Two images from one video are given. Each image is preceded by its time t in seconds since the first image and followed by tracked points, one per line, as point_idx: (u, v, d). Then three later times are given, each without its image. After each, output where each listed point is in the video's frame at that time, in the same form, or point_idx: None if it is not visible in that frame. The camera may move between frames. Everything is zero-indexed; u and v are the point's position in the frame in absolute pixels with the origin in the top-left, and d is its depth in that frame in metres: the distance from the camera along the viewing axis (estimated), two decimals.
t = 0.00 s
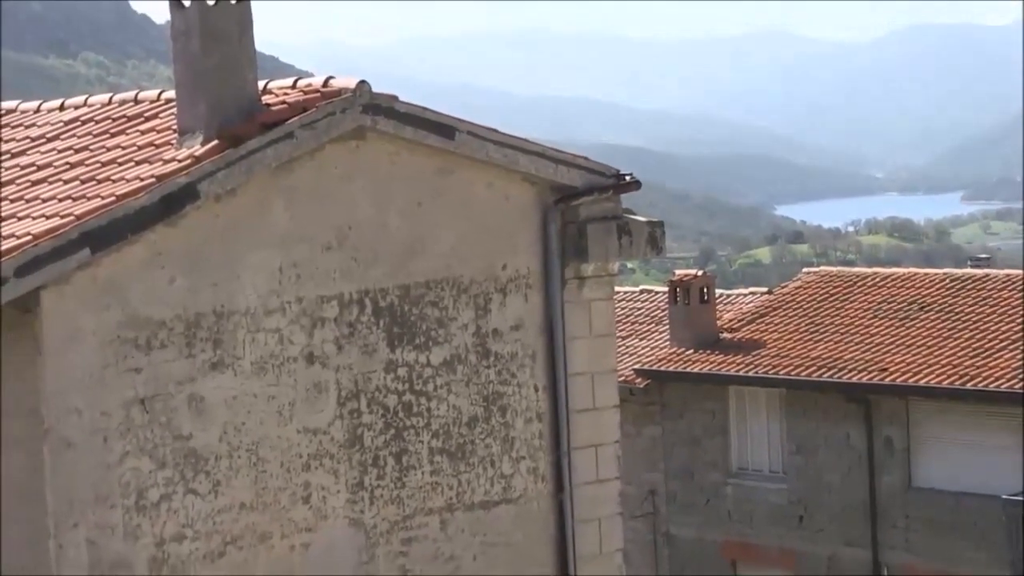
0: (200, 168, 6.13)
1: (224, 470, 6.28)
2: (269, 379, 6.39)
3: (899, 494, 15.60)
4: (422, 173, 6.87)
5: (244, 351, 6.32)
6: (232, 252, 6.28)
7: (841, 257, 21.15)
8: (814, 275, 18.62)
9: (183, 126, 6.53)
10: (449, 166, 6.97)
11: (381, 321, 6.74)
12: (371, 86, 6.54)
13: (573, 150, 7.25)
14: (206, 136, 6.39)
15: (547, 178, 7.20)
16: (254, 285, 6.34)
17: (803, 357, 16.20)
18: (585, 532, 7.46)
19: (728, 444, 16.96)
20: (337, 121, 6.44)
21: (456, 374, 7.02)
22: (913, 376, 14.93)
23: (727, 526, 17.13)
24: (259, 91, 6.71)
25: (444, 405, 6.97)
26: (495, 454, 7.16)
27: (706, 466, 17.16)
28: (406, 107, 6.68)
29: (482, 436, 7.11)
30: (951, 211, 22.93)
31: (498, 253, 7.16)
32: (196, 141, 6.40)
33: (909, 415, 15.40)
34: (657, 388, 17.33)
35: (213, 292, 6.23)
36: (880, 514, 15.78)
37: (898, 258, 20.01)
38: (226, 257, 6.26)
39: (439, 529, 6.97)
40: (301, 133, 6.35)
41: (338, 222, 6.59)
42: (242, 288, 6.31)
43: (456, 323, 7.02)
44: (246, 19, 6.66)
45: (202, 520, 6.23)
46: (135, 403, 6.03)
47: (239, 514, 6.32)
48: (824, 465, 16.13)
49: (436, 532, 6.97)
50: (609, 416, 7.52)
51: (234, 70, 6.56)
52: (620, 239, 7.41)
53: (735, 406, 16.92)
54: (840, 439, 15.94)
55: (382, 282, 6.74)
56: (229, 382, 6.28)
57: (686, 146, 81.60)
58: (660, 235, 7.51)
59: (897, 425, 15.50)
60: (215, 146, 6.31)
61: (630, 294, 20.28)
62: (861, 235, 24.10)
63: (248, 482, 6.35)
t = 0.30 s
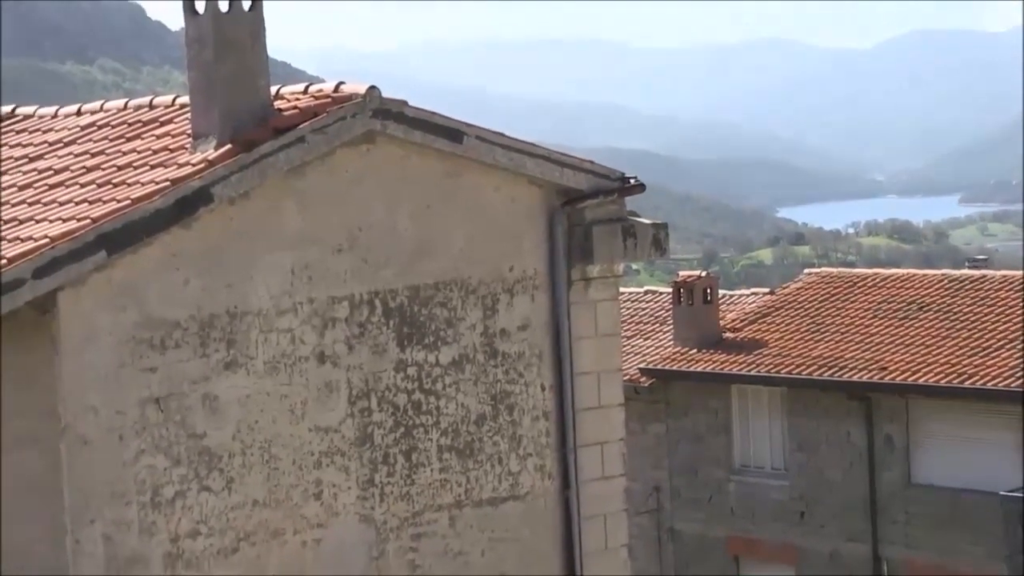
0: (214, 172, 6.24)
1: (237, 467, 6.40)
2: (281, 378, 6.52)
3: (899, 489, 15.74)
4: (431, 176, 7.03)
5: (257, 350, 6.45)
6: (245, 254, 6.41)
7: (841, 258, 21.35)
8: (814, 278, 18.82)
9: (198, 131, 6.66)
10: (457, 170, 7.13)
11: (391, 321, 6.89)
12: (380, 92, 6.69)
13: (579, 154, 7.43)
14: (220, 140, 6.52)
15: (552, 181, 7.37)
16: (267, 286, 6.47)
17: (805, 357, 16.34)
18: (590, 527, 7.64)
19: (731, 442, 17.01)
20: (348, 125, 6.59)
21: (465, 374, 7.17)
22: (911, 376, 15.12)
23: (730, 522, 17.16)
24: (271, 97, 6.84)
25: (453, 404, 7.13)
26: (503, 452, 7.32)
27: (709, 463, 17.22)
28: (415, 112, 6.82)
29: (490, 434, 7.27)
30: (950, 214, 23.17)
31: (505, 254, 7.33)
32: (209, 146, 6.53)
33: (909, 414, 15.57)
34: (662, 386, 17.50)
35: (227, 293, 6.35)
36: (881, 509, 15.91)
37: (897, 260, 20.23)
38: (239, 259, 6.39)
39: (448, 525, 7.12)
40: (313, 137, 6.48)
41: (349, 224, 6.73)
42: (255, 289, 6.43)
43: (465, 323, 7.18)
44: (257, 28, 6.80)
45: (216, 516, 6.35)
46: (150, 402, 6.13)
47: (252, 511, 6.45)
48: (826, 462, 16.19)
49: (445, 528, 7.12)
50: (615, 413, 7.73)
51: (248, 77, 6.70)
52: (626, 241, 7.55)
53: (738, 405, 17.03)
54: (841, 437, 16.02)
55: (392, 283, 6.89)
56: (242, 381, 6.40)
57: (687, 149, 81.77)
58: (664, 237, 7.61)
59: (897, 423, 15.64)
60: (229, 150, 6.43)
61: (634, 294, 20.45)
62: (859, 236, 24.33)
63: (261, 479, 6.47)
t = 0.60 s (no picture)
0: (226, 177, 6.41)
1: (249, 464, 6.57)
2: (292, 377, 6.70)
3: (893, 485, 15.89)
4: (438, 181, 7.24)
5: (268, 350, 6.63)
6: (257, 257, 6.58)
7: (837, 259, 21.72)
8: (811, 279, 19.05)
9: (210, 137, 6.83)
10: (463, 175, 7.35)
11: (399, 322, 7.09)
12: (388, 99, 6.89)
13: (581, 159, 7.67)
14: (232, 146, 6.69)
15: (555, 185, 7.61)
16: (278, 288, 6.65)
17: (803, 356, 16.52)
18: (592, 522, 7.87)
19: (729, 439, 17.26)
20: (356, 131, 6.78)
21: (470, 373, 7.38)
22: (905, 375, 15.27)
23: (728, 518, 17.51)
24: (282, 104, 7.02)
25: (459, 402, 7.33)
26: (507, 449, 7.53)
27: (710, 460, 17.50)
28: (422, 118, 7.02)
29: (495, 431, 7.47)
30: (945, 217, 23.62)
31: (509, 256, 7.55)
32: (222, 151, 6.71)
33: (902, 411, 15.67)
34: (662, 386, 17.81)
35: (240, 295, 6.53)
36: (875, 505, 16.08)
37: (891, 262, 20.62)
38: (251, 261, 6.57)
39: (454, 520, 7.33)
40: (322, 143, 6.66)
41: (358, 227, 6.93)
42: (266, 291, 6.62)
43: (470, 323, 7.39)
44: (268, 38, 6.99)
45: (229, 511, 6.52)
46: (164, 400, 6.29)
47: (264, 506, 6.62)
48: (822, 459, 16.39)
49: (451, 523, 7.32)
50: (616, 411, 7.98)
51: (260, 85, 6.89)
52: (627, 243, 7.79)
53: (737, 402, 17.23)
54: (837, 434, 16.21)
55: (400, 285, 7.09)
56: (254, 381, 6.58)
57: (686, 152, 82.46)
58: (664, 240, 7.89)
59: (891, 420, 15.79)
60: (240, 156, 6.60)
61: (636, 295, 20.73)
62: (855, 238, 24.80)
63: (272, 475, 6.65)
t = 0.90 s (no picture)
0: (239, 182, 6.63)
1: (262, 459, 6.80)
2: (303, 375, 6.94)
3: (883, 479, 16.58)
4: (443, 187, 7.52)
5: (280, 350, 6.87)
6: (269, 259, 6.82)
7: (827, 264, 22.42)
8: (803, 280, 19.85)
9: (224, 144, 7.08)
10: (468, 181, 7.63)
11: (406, 322, 7.35)
12: (396, 107, 7.14)
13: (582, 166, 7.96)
14: (245, 153, 6.94)
15: (556, 190, 7.89)
16: (289, 291, 6.90)
17: (797, 355, 17.23)
18: (593, 515, 8.17)
19: (725, 438, 17.98)
20: (365, 138, 7.04)
21: (475, 371, 7.65)
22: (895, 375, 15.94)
23: (725, 512, 18.17)
24: (292, 112, 7.27)
25: (464, 399, 7.60)
26: (511, 445, 7.80)
27: (707, 456, 18.22)
28: (428, 126, 7.30)
29: (499, 427, 7.75)
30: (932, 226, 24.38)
31: (512, 258, 7.84)
32: (235, 158, 6.95)
33: (892, 408, 16.39)
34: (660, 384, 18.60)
35: (253, 296, 6.77)
36: (866, 498, 16.76)
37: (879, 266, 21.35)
38: (264, 264, 6.80)
39: (459, 513, 7.60)
40: (332, 150, 6.91)
41: (367, 231, 7.19)
42: (278, 293, 6.86)
43: (475, 323, 7.66)
44: (280, 49, 7.25)
45: (242, 504, 6.73)
46: (180, 397, 6.51)
47: (276, 499, 6.84)
48: (815, 454, 17.10)
49: (457, 516, 7.59)
50: (616, 409, 8.29)
51: (272, 95, 7.14)
52: (626, 246, 8.12)
53: (732, 399, 17.96)
54: (829, 431, 16.88)
55: (407, 287, 7.35)
56: (267, 379, 6.81)
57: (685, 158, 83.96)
58: (662, 243, 8.26)
59: (880, 417, 16.47)
60: (253, 162, 6.84)
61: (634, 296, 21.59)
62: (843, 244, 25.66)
63: (284, 469, 6.88)
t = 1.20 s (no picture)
0: (252, 186, 6.84)
1: (273, 453, 7.02)
2: (313, 372, 7.16)
3: (874, 474, 17.08)
4: (448, 191, 7.76)
5: (291, 347, 7.08)
6: (280, 260, 7.04)
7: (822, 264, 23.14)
8: (796, 281, 20.56)
9: (238, 149, 7.31)
10: (472, 185, 7.88)
11: (413, 321, 7.60)
12: (403, 113, 7.36)
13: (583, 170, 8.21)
14: (257, 157, 7.17)
15: (558, 194, 8.15)
16: (300, 291, 7.12)
17: (792, 353, 17.90)
18: (594, 507, 8.45)
19: (720, 432, 18.71)
20: (373, 143, 7.28)
21: (480, 368, 7.92)
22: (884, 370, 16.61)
23: (719, 505, 18.88)
24: (303, 118, 7.51)
25: (469, 396, 7.87)
26: (514, 440, 8.08)
27: (704, 450, 18.92)
28: (435, 131, 7.53)
29: (503, 423, 8.02)
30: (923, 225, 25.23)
31: (516, 260, 8.11)
32: (248, 162, 7.19)
33: (882, 404, 16.93)
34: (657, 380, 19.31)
35: (264, 296, 6.98)
36: (857, 493, 17.26)
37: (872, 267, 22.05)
38: (275, 265, 7.03)
39: (464, 506, 7.86)
40: (341, 154, 7.14)
41: (375, 233, 7.43)
42: (289, 293, 7.08)
43: (479, 323, 7.93)
44: (291, 57, 7.49)
45: (254, 497, 6.94)
46: (194, 394, 6.71)
47: (287, 492, 7.06)
48: (808, 451, 17.64)
49: (461, 509, 7.85)
50: (615, 405, 8.56)
51: (283, 101, 7.37)
52: (625, 248, 8.39)
53: (727, 395, 18.69)
54: (822, 427, 17.46)
55: (414, 286, 7.60)
56: (278, 376, 7.03)
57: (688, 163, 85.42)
58: (660, 244, 8.51)
59: (871, 413, 17.03)
60: (265, 166, 7.06)
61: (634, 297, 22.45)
62: (838, 245, 26.62)
63: (295, 463, 7.10)
